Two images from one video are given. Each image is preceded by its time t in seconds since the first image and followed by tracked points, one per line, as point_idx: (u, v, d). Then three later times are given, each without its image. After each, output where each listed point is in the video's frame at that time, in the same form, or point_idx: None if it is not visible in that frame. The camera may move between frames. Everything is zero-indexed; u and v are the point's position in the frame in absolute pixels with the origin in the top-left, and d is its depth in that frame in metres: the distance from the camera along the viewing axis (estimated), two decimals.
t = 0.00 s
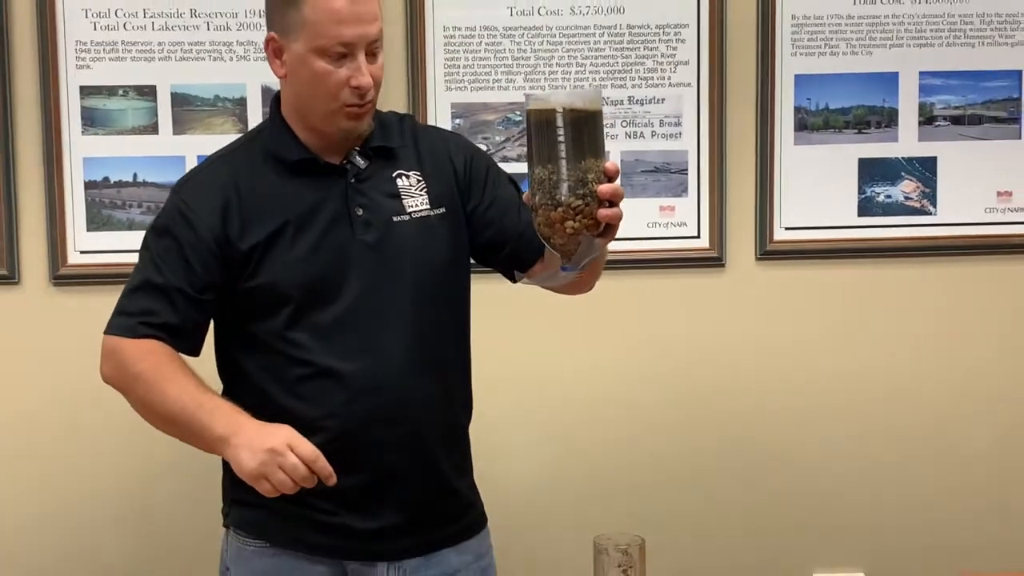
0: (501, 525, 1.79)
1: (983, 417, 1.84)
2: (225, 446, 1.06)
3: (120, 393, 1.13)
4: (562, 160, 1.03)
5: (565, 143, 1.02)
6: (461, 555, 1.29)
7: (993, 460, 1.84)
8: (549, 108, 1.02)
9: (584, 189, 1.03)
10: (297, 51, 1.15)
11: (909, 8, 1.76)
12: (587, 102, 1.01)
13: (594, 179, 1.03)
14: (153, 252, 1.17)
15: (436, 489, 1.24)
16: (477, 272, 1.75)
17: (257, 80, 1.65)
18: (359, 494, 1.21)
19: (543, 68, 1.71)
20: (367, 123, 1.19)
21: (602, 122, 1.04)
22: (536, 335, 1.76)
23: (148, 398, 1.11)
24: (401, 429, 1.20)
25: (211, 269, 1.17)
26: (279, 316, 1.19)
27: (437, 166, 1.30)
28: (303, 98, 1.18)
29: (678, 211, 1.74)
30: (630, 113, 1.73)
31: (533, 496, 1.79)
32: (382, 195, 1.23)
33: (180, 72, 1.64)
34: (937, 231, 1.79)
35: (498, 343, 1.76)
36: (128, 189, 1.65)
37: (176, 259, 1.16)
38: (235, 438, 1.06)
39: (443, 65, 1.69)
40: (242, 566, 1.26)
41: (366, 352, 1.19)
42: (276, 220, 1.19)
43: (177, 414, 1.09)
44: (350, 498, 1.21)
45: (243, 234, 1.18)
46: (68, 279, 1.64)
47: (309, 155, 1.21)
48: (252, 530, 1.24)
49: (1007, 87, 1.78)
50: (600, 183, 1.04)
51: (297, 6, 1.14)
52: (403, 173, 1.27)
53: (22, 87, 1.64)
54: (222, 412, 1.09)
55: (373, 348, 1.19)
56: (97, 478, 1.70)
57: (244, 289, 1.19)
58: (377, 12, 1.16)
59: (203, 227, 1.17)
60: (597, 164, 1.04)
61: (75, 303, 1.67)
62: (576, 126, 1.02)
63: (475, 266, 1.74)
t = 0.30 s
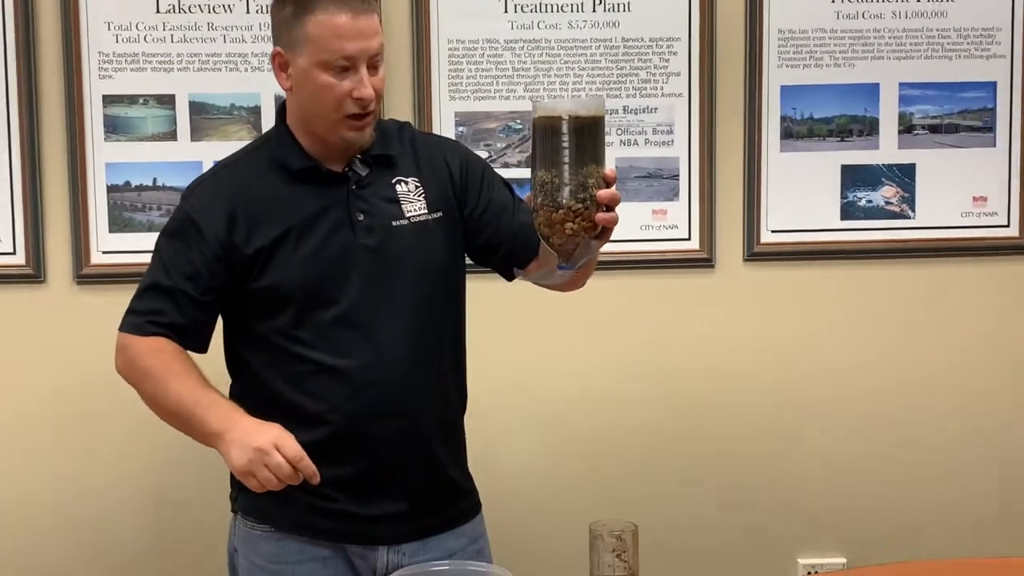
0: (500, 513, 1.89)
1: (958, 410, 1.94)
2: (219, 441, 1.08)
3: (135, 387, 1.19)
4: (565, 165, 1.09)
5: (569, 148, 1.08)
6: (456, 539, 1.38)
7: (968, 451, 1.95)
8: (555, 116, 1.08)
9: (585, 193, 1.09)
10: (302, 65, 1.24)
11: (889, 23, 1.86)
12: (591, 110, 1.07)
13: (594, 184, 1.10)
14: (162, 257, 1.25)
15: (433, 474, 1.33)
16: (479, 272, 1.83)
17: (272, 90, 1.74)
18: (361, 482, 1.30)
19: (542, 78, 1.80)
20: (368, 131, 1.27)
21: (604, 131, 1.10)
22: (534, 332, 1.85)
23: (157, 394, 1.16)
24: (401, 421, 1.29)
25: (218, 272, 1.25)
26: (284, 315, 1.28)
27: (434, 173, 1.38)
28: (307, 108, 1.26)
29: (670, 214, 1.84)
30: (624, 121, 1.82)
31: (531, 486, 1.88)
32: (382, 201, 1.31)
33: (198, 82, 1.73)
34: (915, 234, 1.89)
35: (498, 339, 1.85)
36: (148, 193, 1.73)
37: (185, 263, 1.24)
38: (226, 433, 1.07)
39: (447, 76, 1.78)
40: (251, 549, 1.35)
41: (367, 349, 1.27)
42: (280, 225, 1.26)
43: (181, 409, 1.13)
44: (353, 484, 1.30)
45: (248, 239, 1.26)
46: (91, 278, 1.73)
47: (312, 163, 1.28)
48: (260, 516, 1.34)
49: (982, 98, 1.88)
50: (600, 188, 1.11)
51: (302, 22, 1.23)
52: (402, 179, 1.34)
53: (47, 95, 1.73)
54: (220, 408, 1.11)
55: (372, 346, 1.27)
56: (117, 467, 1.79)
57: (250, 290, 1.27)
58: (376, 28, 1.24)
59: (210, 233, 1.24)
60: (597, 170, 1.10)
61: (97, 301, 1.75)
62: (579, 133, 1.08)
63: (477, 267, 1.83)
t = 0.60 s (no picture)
0: (501, 493, 2.05)
1: (921, 398, 2.11)
2: (229, 428, 1.15)
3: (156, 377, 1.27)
4: (564, 177, 1.22)
5: (568, 161, 1.21)
6: (457, 518, 1.41)
7: (930, 435, 2.12)
8: (553, 132, 1.21)
9: (582, 201, 1.23)
10: (311, 84, 1.29)
11: (860, 43, 2.00)
12: (584, 125, 1.21)
13: (591, 193, 1.23)
14: (184, 257, 1.31)
15: (437, 464, 1.38)
16: (482, 272, 1.99)
17: (294, 105, 1.89)
18: (367, 468, 1.34)
19: (541, 94, 1.96)
20: (375, 144, 1.33)
21: (597, 143, 1.23)
22: (533, 327, 2.01)
23: (175, 383, 1.24)
24: (406, 413, 1.34)
25: (234, 272, 1.31)
26: (297, 314, 1.33)
27: (438, 181, 1.43)
28: (318, 124, 1.32)
29: (658, 219, 2.00)
30: (616, 133, 1.98)
31: (530, 468, 2.04)
32: (388, 208, 1.36)
33: (225, 97, 1.88)
34: (883, 237, 2.05)
35: (499, 334, 2.01)
36: (179, 199, 1.89)
37: (204, 265, 1.30)
38: (236, 421, 1.14)
39: (454, 91, 1.94)
40: (263, 526, 1.39)
41: (373, 348, 1.31)
42: (293, 229, 1.32)
43: (197, 397, 1.21)
44: (361, 473, 1.34)
45: (263, 242, 1.32)
46: (127, 277, 1.88)
47: (323, 173, 1.34)
48: (271, 494, 1.37)
49: (944, 112, 2.03)
50: (595, 196, 1.25)
51: (311, 44, 1.28)
52: (407, 188, 1.40)
53: (87, 109, 1.87)
54: (233, 397, 1.18)
55: (379, 344, 1.32)
56: (149, 451, 1.94)
57: (264, 290, 1.33)
58: (381, 47, 1.30)
59: (227, 235, 1.30)
60: (593, 179, 1.24)
61: (131, 298, 1.91)
62: (575, 147, 1.21)
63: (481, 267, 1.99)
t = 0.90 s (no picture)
0: (502, 490, 2.05)
1: (922, 396, 2.12)
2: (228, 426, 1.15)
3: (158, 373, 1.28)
4: (561, 174, 1.23)
5: (564, 158, 1.22)
6: (458, 516, 1.42)
7: (931, 433, 2.12)
8: (550, 129, 1.21)
9: (579, 199, 1.23)
10: (313, 82, 1.30)
11: (861, 42, 2.01)
12: (581, 123, 1.21)
13: (588, 192, 1.24)
14: (187, 255, 1.32)
15: (438, 463, 1.38)
16: (483, 270, 2.00)
17: (296, 103, 1.89)
18: (368, 466, 1.35)
19: (542, 93, 1.96)
20: (376, 141, 1.33)
21: (594, 142, 1.24)
22: (534, 325, 2.02)
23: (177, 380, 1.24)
24: (407, 411, 1.34)
25: (236, 270, 1.31)
26: (298, 312, 1.34)
27: (439, 180, 1.43)
28: (319, 122, 1.32)
29: (659, 218, 2.01)
30: (617, 132, 1.99)
31: (530, 466, 2.05)
32: (389, 207, 1.37)
33: (228, 96, 1.88)
34: (883, 236, 2.05)
35: (500, 331, 2.01)
36: (182, 197, 1.89)
37: (206, 263, 1.30)
38: (233, 419, 1.14)
39: (456, 90, 1.95)
40: (266, 523, 1.40)
41: (373, 346, 1.32)
42: (294, 228, 1.32)
43: (198, 395, 1.21)
44: (362, 471, 1.35)
45: (264, 240, 1.32)
46: (129, 275, 1.89)
47: (325, 171, 1.34)
48: (274, 492, 1.38)
49: (945, 111, 2.03)
50: (593, 195, 1.25)
51: (312, 42, 1.29)
52: (408, 187, 1.40)
53: (90, 107, 1.88)
54: (232, 396, 1.19)
55: (379, 342, 1.32)
56: (152, 449, 1.95)
57: (266, 287, 1.34)
58: (381, 44, 1.30)
59: (229, 233, 1.31)
60: (590, 178, 1.24)
61: (134, 296, 1.91)
62: (572, 145, 1.22)
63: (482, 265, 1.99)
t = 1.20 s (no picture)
0: (506, 487, 2.05)
1: (927, 394, 2.12)
2: (238, 422, 1.16)
3: (167, 369, 1.28)
4: (564, 171, 1.23)
5: (567, 155, 1.22)
6: (465, 513, 1.42)
7: (936, 431, 2.12)
8: (553, 127, 1.22)
9: (582, 197, 1.24)
10: (321, 78, 1.30)
11: (866, 39, 2.00)
12: (585, 120, 1.22)
13: (591, 189, 1.24)
14: (195, 251, 1.32)
15: (444, 460, 1.39)
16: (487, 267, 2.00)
17: (300, 100, 1.90)
18: (376, 462, 1.35)
19: (546, 90, 1.96)
20: (384, 138, 1.33)
21: (598, 139, 1.24)
22: (538, 322, 2.02)
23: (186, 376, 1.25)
24: (415, 408, 1.34)
25: (245, 267, 1.31)
26: (305, 309, 1.34)
27: (447, 178, 1.43)
28: (327, 118, 1.32)
29: (663, 215, 2.00)
30: (622, 129, 1.99)
31: (534, 462, 2.05)
32: (396, 204, 1.37)
33: (232, 93, 1.88)
34: (888, 233, 2.05)
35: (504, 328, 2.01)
36: (186, 194, 1.90)
37: (215, 260, 1.30)
38: (244, 415, 1.15)
39: (460, 87, 1.94)
40: (273, 519, 1.40)
41: (381, 343, 1.32)
42: (302, 225, 1.33)
43: (207, 391, 1.22)
44: (369, 468, 1.35)
45: (272, 238, 1.32)
46: (134, 272, 1.90)
47: (333, 168, 1.34)
48: (281, 488, 1.38)
49: (950, 108, 2.02)
50: (596, 192, 1.25)
51: (321, 38, 1.29)
52: (416, 184, 1.40)
53: (95, 104, 1.88)
54: (242, 392, 1.19)
55: (387, 340, 1.32)
56: (157, 446, 1.96)
57: (274, 284, 1.34)
58: (390, 41, 1.30)
59: (237, 230, 1.31)
60: (594, 175, 1.25)
61: (139, 292, 1.92)
62: (576, 142, 1.22)
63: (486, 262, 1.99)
